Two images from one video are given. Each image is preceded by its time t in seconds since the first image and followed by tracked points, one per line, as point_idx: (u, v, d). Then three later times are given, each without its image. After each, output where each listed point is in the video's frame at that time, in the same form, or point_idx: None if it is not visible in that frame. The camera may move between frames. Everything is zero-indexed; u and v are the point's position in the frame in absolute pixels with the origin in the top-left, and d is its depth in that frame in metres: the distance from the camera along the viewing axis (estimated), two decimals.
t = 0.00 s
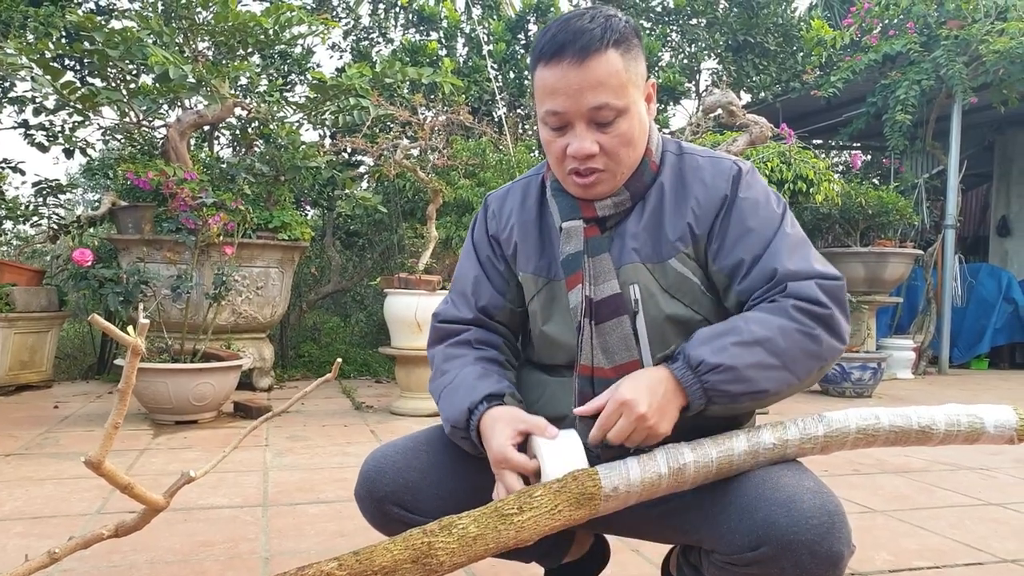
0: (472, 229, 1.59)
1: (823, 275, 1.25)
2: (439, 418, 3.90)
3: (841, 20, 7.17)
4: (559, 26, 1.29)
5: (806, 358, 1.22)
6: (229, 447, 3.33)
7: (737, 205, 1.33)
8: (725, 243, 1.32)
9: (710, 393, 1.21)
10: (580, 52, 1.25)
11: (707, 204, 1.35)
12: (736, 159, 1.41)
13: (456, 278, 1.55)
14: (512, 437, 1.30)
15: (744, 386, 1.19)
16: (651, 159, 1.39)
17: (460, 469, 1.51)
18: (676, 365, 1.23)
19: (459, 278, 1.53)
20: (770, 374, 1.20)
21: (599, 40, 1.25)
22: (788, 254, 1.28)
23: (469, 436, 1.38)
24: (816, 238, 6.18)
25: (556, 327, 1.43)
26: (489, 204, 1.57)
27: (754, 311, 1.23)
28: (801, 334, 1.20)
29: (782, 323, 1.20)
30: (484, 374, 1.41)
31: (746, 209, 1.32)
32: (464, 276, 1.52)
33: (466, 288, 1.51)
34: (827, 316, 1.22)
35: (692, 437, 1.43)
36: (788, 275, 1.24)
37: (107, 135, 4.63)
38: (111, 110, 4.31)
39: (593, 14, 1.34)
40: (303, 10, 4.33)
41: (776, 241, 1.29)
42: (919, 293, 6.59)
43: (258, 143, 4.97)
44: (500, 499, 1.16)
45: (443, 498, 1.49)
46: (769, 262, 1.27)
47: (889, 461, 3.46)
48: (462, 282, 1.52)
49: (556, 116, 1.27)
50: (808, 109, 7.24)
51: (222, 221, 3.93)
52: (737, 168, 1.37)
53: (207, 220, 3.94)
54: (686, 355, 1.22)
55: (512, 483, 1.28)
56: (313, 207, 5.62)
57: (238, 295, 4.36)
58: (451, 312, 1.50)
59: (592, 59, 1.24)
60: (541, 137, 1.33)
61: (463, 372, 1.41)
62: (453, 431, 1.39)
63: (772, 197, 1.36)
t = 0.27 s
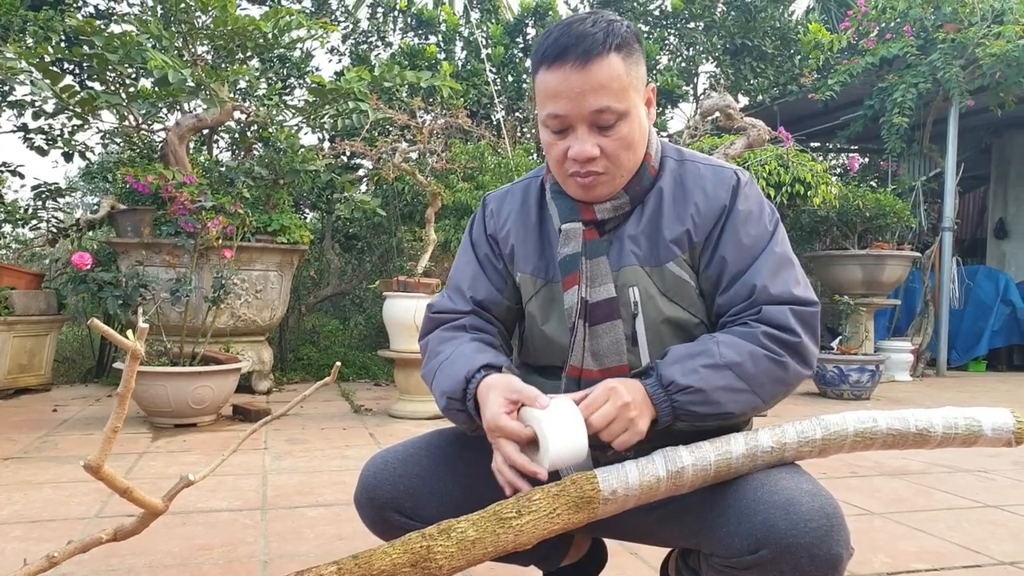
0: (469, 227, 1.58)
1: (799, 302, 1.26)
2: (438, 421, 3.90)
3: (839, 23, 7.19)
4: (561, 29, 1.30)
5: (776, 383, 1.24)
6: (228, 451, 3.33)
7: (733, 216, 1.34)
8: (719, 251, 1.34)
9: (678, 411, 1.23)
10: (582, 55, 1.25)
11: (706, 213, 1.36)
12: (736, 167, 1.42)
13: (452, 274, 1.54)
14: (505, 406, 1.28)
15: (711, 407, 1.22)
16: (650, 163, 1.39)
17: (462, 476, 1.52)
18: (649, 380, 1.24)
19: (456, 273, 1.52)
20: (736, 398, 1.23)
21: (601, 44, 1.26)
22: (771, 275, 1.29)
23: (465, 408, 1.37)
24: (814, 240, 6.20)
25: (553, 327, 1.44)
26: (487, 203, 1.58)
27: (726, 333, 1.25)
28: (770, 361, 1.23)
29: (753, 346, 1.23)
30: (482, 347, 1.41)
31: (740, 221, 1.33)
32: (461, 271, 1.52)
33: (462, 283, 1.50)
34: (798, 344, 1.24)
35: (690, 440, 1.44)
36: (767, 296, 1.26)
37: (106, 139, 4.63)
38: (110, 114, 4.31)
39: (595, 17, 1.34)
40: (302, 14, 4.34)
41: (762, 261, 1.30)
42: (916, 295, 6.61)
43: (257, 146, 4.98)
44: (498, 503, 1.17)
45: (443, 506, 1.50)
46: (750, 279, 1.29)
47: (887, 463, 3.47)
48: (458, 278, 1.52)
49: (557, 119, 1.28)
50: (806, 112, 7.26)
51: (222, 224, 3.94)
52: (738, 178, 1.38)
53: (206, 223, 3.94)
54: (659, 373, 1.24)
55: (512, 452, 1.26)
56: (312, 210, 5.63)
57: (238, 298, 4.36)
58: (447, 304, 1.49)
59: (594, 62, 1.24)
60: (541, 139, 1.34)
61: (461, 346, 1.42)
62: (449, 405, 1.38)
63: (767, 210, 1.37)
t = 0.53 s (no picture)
0: (472, 230, 1.58)
1: (794, 297, 1.27)
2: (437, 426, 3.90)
3: (837, 28, 7.21)
4: (560, 31, 1.30)
5: (777, 375, 1.23)
6: (227, 456, 3.33)
7: (728, 218, 1.35)
8: (714, 250, 1.34)
9: (684, 398, 1.20)
10: (581, 56, 1.26)
11: (703, 214, 1.36)
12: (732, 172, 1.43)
13: (457, 271, 1.52)
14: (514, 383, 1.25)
15: (719, 394, 1.20)
16: (647, 166, 1.40)
17: (464, 482, 1.52)
18: (654, 366, 1.22)
19: (463, 271, 1.51)
20: (742, 387, 1.21)
21: (600, 45, 1.26)
22: (766, 271, 1.29)
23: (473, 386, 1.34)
24: (813, 245, 6.21)
25: (552, 328, 1.44)
26: (487, 206, 1.58)
27: (728, 324, 1.25)
28: (773, 351, 1.22)
29: (755, 336, 1.22)
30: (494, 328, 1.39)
31: (734, 220, 1.34)
32: (468, 268, 1.50)
33: (470, 278, 1.48)
34: (795, 337, 1.25)
35: (689, 445, 1.43)
36: (763, 289, 1.27)
37: (104, 144, 4.63)
38: (109, 120, 4.31)
39: (594, 21, 1.35)
40: (300, 20, 4.34)
41: (757, 256, 1.31)
42: (915, 299, 6.61)
43: (256, 152, 4.98)
44: (497, 508, 1.18)
45: (443, 511, 1.50)
46: (745, 275, 1.29)
47: (886, 467, 3.47)
48: (465, 275, 1.49)
49: (556, 119, 1.28)
50: (804, 117, 7.27)
51: (220, 229, 3.94)
52: (733, 180, 1.39)
53: (205, 229, 3.94)
54: (664, 359, 1.22)
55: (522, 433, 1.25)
56: (311, 215, 5.64)
57: (237, 303, 4.36)
58: (456, 297, 1.47)
59: (593, 63, 1.25)
60: (540, 140, 1.34)
61: (472, 327, 1.39)
62: (456, 382, 1.35)
63: (761, 212, 1.38)
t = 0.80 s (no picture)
0: (477, 237, 1.57)
1: (792, 291, 1.26)
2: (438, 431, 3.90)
3: (839, 32, 7.20)
4: (561, 35, 1.30)
5: (793, 374, 1.20)
6: (228, 461, 3.33)
7: (721, 217, 1.35)
8: (710, 248, 1.33)
9: (717, 409, 1.13)
10: (582, 59, 1.25)
11: (699, 214, 1.36)
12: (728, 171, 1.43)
13: (464, 277, 1.50)
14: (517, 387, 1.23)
15: (751, 402, 1.14)
16: (647, 169, 1.40)
17: (470, 486, 1.51)
18: (683, 381, 1.13)
19: (470, 275, 1.48)
20: (770, 391, 1.16)
21: (602, 48, 1.26)
22: (762, 263, 1.28)
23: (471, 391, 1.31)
24: (815, 249, 6.20)
25: (554, 334, 1.44)
26: (490, 213, 1.58)
27: (742, 328, 1.20)
28: (789, 350, 1.19)
29: (771, 336, 1.18)
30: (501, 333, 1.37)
31: (729, 217, 1.34)
32: (476, 273, 1.48)
33: (480, 282, 1.46)
34: (802, 329, 1.22)
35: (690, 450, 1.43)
36: (761, 282, 1.25)
37: (107, 149, 4.65)
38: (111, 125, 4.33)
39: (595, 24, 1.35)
40: (302, 25, 4.35)
41: (753, 251, 1.29)
42: (917, 303, 6.60)
43: (257, 156, 4.99)
44: (499, 515, 1.19)
45: (447, 514, 1.50)
46: (742, 267, 1.28)
47: (888, 473, 3.46)
48: (474, 278, 1.47)
49: (557, 122, 1.28)
50: (805, 121, 7.27)
51: (222, 234, 3.95)
52: (730, 178, 1.39)
53: (206, 234, 3.96)
54: (690, 372, 1.14)
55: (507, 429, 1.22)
56: (312, 220, 5.65)
57: (238, 308, 4.37)
58: (467, 300, 1.45)
59: (594, 66, 1.25)
60: (541, 143, 1.34)
61: (479, 330, 1.37)
62: (455, 383, 1.32)
63: (758, 211, 1.37)
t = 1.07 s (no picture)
0: (482, 244, 1.59)
1: (789, 296, 1.24)
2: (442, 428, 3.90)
3: (845, 29, 7.17)
4: (565, 34, 1.30)
5: (795, 394, 1.20)
6: (232, 457, 3.34)
7: (720, 217, 1.34)
8: (708, 254, 1.32)
9: (727, 456, 1.14)
10: (585, 59, 1.25)
11: (697, 216, 1.36)
12: (730, 170, 1.41)
13: (468, 292, 1.53)
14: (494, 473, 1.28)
15: (758, 442, 1.15)
16: (652, 170, 1.40)
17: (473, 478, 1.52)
18: (687, 438, 1.13)
19: (473, 293, 1.51)
20: (774, 422, 1.17)
21: (605, 49, 1.26)
22: (758, 268, 1.26)
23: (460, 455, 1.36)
24: (819, 248, 6.18)
25: (555, 340, 1.44)
26: (495, 219, 1.58)
27: (738, 358, 1.19)
28: (788, 371, 1.19)
29: (769, 363, 1.18)
30: (492, 398, 1.39)
31: (728, 218, 1.33)
32: (479, 290, 1.51)
33: (481, 301, 1.50)
34: (800, 342, 1.22)
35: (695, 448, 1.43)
36: (756, 288, 1.24)
37: (111, 145, 4.65)
38: (115, 121, 4.32)
39: (599, 23, 1.34)
40: (305, 21, 4.33)
41: (749, 254, 1.28)
42: (921, 303, 6.59)
43: (261, 153, 4.99)
44: (503, 513, 1.18)
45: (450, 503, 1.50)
46: (737, 271, 1.26)
47: (891, 472, 3.46)
48: (476, 296, 1.51)
49: (559, 123, 1.28)
50: (810, 119, 7.25)
51: (225, 231, 3.95)
52: (731, 179, 1.37)
53: (211, 230, 3.96)
54: (692, 425, 1.13)
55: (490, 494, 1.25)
56: (316, 217, 5.66)
57: (242, 305, 4.38)
58: (471, 325, 1.48)
59: (597, 66, 1.25)
60: (543, 144, 1.33)
61: (472, 391, 1.40)
62: (447, 445, 1.38)
63: (759, 211, 1.36)
